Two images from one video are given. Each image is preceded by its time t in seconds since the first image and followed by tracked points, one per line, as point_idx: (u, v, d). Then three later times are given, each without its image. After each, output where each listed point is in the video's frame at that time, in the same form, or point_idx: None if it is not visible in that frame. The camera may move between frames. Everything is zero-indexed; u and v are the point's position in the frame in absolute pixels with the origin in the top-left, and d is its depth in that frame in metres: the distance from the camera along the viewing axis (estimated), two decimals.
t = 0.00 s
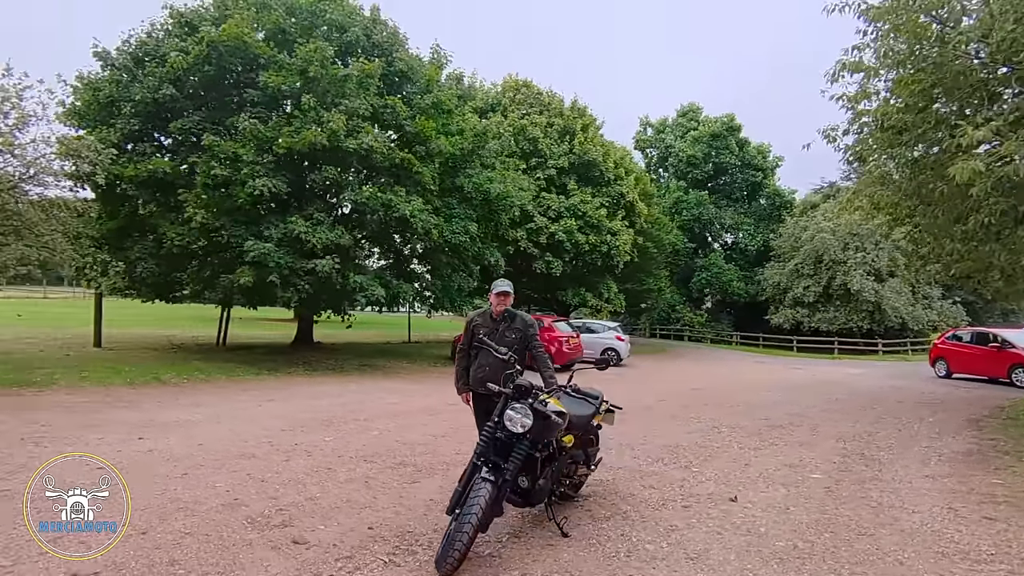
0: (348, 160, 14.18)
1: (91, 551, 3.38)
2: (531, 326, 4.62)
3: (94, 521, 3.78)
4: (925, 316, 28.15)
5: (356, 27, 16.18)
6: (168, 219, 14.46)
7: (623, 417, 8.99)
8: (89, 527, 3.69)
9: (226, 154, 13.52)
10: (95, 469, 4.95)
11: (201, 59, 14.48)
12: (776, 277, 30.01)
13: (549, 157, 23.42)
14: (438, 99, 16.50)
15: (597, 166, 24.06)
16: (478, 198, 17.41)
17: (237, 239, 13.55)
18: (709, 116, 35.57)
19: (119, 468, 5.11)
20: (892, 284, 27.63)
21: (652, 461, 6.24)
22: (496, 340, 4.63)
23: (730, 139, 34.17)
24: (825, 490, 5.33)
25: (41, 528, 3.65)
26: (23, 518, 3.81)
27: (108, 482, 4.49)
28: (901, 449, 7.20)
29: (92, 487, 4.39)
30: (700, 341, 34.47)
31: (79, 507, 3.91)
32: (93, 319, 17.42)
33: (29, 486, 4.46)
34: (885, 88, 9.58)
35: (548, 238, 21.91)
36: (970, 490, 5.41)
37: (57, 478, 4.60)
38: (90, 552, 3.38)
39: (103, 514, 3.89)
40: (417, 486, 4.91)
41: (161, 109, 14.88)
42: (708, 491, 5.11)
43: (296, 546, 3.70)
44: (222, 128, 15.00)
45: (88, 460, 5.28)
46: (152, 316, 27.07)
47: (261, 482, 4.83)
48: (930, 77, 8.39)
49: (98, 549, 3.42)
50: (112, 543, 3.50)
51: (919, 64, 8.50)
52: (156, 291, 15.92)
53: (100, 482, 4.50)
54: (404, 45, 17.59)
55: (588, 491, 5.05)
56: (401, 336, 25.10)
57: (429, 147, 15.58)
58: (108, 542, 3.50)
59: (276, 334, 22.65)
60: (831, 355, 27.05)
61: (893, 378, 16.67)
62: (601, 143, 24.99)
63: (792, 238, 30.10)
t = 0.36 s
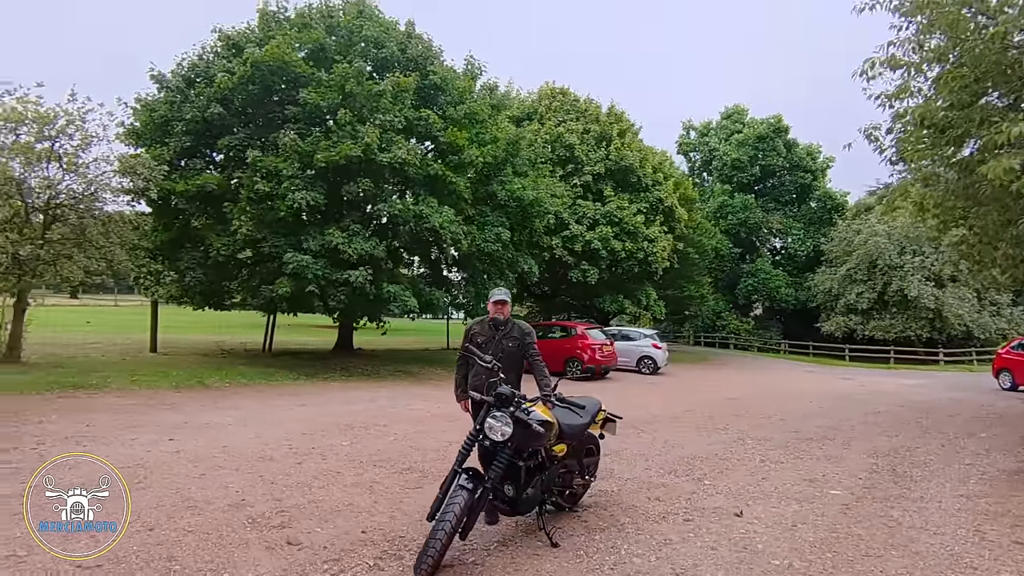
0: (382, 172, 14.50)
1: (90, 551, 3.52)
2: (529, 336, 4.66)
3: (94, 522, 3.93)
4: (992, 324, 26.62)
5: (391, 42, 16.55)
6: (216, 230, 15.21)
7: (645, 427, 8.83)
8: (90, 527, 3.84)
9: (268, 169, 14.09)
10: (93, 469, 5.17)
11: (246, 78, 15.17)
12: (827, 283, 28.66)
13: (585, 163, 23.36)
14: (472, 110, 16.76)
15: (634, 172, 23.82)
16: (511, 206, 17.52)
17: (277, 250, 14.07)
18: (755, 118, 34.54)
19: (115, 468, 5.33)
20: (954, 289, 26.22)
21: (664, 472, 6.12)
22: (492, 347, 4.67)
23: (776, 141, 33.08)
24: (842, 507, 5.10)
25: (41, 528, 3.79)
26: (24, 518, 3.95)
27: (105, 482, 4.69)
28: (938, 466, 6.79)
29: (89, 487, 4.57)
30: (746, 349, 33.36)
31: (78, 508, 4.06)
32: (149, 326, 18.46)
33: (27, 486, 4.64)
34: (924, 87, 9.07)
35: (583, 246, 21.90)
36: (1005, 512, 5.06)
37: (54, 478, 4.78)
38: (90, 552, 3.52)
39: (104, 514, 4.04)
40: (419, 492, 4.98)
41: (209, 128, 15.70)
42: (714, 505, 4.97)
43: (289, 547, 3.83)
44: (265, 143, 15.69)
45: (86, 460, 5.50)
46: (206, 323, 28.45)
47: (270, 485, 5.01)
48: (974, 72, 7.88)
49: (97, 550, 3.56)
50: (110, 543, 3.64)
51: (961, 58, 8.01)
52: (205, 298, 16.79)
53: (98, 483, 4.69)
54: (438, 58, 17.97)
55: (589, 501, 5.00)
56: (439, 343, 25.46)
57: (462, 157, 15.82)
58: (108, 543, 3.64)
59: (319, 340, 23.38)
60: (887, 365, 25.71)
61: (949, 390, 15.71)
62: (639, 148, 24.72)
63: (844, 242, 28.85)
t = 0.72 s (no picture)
0: (415, 177, 14.71)
1: (91, 552, 3.55)
2: (528, 338, 4.71)
3: (95, 521, 3.97)
4: None
5: (425, 48, 16.74)
6: (257, 234, 15.78)
7: (669, 431, 8.66)
8: (92, 526, 3.89)
9: (305, 176, 14.48)
10: (91, 468, 5.26)
11: (286, 88, 15.74)
12: (881, 283, 27.29)
13: (621, 163, 23.09)
14: (503, 112, 16.83)
15: (672, 170, 23.37)
16: (544, 208, 17.50)
17: (314, 254, 14.49)
18: (803, 112, 33.29)
19: (113, 466, 5.44)
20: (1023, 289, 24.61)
21: (678, 477, 5.99)
22: (492, 350, 4.76)
23: (826, 135, 31.72)
24: (860, 519, 4.87)
25: (43, 528, 3.83)
26: (25, 519, 3.98)
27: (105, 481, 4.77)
28: (979, 478, 6.38)
29: (89, 486, 4.64)
30: (794, 352, 32.10)
31: (79, 507, 4.10)
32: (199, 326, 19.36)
33: (27, 486, 4.70)
34: (974, 73, 8.52)
35: (619, 246, 21.66)
36: None
37: (52, 477, 4.85)
38: (93, 552, 3.56)
39: (105, 513, 4.09)
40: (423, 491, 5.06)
41: (251, 136, 16.32)
42: (721, 513, 4.84)
43: (287, 540, 3.95)
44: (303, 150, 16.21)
45: (86, 458, 5.60)
46: (255, 323, 29.61)
47: (282, 480, 5.18)
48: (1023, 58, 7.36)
49: (98, 550, 3.59)
50: (112, 542, 3.68)
51: (1011, 42, 7.48)
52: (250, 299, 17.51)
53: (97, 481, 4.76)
54: (471, 62, 18.15)
55: (592, 504, 4.96)
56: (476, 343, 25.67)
57: (493, 160, 15.95)
58: (109, 542, 3.68)
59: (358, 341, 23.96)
60: (947, 369, 24.25)
61: (1011, 396, 14.69)
62: (678, 146, 24.23)
63: (900, 240, 27.38)
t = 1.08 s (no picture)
0: (448, 180, 14.79)
1: (93, 552, 3.60)
2: (533, 340, 4.63)
3: (96, 521, 4.01)
4: None
5: (459, 52, 16.86)
6: (298, 238, 16.28)
7: (697, 436, 8.36)
8: (94, 526, 3.93)
9: (342, 181, 14.75)
10: (93, 466, 5.38)
11: (326, 96, 16.19)
12: (943, 283, 25.68)
13: (661, 161, 22.62)
14: (536, 114, 16.76)
15: (714, 168, 22.72)
16: (579, 209, 17.31)
17: (351, 257, 14.73)
18: (856, 104, 31.80)
19: (115, 464, 5.57)
20: None
21: (697, 486, 5.74)
22: (496, 352, 4.68)
23: (882, 128, 30.14)
24: (890, 535, 4.54)
25: (43, 528, 3.86)
26: (27, 517, 4.03)
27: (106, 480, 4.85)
28: None
29: (90, 485, 4.71)
30: (849, 356, 30.58)
31: (79, 508, 4.14)
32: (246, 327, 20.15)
33: (28, 483, 4.79)
34: None
35: (658, 247, 21.22)
36: None
37: (53, 475, 4.95)
38: (96, 550, 3.63)
39: (106, 514, 4.14)
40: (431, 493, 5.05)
41: (293, 143, 16.78)
42: (737, 524, 4.62)
43: (287, 539, 4.00)
44: (341, 156, 16.57)
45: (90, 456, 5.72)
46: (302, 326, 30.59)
47: (296, 479, 5.28)
48: None
49: (99, 550, 3.64)
50: (112, 541, 3.74)
51: None
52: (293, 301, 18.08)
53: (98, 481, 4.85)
54: (506, 64, 18.20)
55: (601, 511, 4.83)
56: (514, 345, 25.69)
57: (526, 162, 15.91)
58: (110, 541, 3.73)
59: (399, 342, 24.38)
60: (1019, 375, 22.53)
61: None
62: (721, 142, 23.53)
63: (966, 236, 25.66)
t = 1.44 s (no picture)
0: (473, 191, 14.83)
1: (92, 552, 3.75)
2: (533, 354, 4.51)
3: (95, 521, 4.21)
4: None
5: (486, 65, 16.98)
6: (329, 251, 16.62)
7: (721, 452, 8.05)
8: (93, 526, 4.12)
9: (370, 195, 14.96)
10: (91, 469, 5.60)
11: (357, 112, 16.55)
12: (1001, 291, 24.15)
13: (694, 169, 22.17)
14: (563, 125, 16.68)
15: (750, 174, 22.12)
16: (608, 220, 17.08)
17: (378, 269, 14.90)
18: (904, 106, 30.49)
19: (115, 467, 5.81)
20: None
21: (710, 504, 5.50)
22: (495, 364, 4.55)
23: (932, 129, 28.75)
24: (914, 564, 4.22)
25: (43, 528, 4.05)
26: (28, 517, 4.23)
27: (103, 483, 5.07)
28: None
29: (88, 488, 4.93)
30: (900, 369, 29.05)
31: (79, 508, 4.36)
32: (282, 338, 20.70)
33: (28, 486, 5.00)
34: None
35: (691, 256, 20.73)
36: None
37: (52, 478, 5.16)
38: (96, 551, 3.77)
39: (104, 514, 4.35)
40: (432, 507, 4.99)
41: (326, 158, 17.15)
42: (746, 548, 4.38)
43: (279, 550, 4.01)
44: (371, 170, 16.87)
45: (91, 460, 5.97)
46: (339, 336, 31.21)
47: (300, 489, 5.32)
48: None
49: (100, 551, 3.77)
50: (112, 543, 3.87)
51: None
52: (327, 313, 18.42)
53: (96, 483, 5.07)
54: (534, 76, 18.24)
55: (603, 529, 4.67)
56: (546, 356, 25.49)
57: (553, 172, 15.83)
58: (109, 543, 3.87)
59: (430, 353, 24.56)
60: None
61: None
62: (758, 148, 22.89)
63: None
